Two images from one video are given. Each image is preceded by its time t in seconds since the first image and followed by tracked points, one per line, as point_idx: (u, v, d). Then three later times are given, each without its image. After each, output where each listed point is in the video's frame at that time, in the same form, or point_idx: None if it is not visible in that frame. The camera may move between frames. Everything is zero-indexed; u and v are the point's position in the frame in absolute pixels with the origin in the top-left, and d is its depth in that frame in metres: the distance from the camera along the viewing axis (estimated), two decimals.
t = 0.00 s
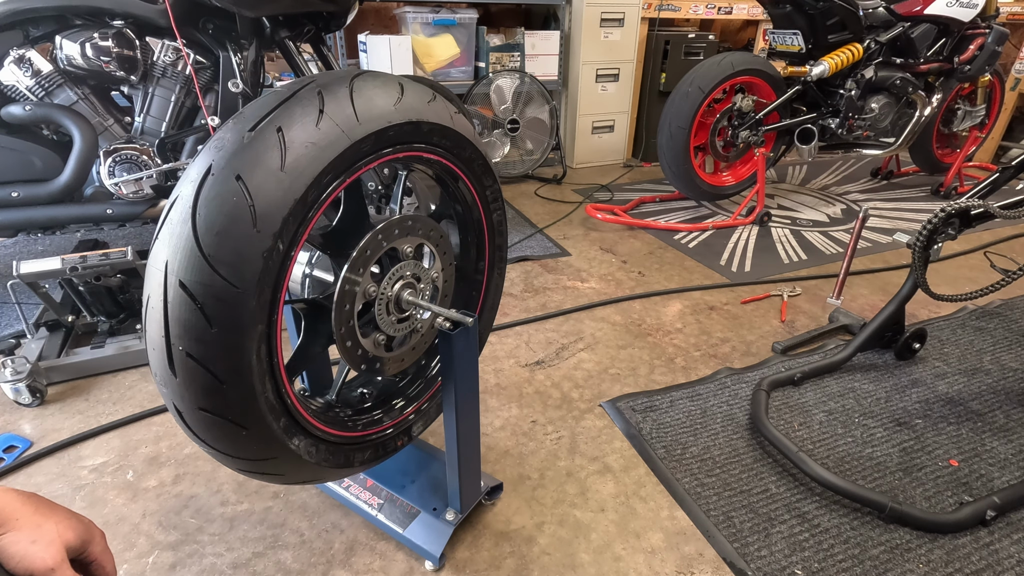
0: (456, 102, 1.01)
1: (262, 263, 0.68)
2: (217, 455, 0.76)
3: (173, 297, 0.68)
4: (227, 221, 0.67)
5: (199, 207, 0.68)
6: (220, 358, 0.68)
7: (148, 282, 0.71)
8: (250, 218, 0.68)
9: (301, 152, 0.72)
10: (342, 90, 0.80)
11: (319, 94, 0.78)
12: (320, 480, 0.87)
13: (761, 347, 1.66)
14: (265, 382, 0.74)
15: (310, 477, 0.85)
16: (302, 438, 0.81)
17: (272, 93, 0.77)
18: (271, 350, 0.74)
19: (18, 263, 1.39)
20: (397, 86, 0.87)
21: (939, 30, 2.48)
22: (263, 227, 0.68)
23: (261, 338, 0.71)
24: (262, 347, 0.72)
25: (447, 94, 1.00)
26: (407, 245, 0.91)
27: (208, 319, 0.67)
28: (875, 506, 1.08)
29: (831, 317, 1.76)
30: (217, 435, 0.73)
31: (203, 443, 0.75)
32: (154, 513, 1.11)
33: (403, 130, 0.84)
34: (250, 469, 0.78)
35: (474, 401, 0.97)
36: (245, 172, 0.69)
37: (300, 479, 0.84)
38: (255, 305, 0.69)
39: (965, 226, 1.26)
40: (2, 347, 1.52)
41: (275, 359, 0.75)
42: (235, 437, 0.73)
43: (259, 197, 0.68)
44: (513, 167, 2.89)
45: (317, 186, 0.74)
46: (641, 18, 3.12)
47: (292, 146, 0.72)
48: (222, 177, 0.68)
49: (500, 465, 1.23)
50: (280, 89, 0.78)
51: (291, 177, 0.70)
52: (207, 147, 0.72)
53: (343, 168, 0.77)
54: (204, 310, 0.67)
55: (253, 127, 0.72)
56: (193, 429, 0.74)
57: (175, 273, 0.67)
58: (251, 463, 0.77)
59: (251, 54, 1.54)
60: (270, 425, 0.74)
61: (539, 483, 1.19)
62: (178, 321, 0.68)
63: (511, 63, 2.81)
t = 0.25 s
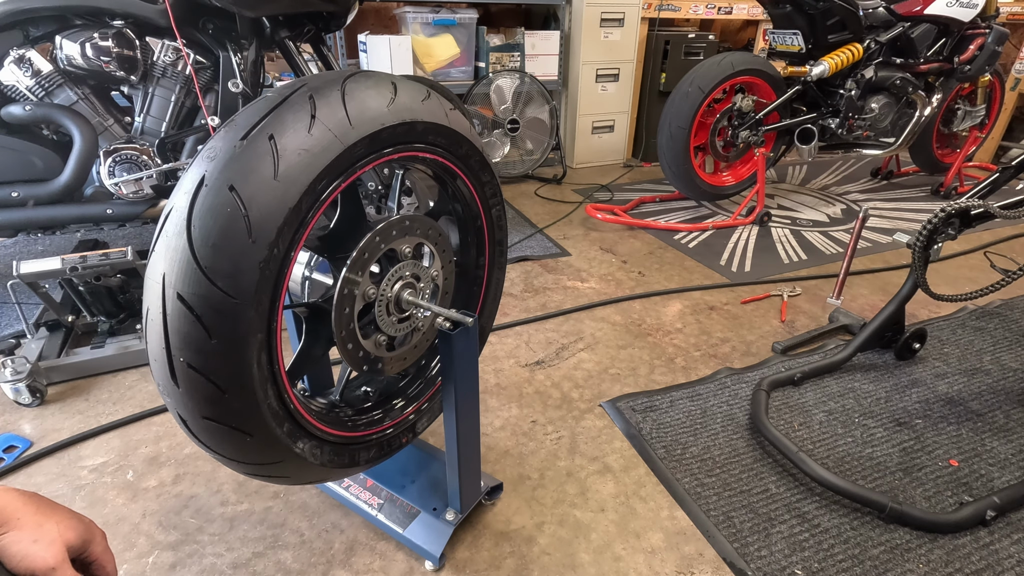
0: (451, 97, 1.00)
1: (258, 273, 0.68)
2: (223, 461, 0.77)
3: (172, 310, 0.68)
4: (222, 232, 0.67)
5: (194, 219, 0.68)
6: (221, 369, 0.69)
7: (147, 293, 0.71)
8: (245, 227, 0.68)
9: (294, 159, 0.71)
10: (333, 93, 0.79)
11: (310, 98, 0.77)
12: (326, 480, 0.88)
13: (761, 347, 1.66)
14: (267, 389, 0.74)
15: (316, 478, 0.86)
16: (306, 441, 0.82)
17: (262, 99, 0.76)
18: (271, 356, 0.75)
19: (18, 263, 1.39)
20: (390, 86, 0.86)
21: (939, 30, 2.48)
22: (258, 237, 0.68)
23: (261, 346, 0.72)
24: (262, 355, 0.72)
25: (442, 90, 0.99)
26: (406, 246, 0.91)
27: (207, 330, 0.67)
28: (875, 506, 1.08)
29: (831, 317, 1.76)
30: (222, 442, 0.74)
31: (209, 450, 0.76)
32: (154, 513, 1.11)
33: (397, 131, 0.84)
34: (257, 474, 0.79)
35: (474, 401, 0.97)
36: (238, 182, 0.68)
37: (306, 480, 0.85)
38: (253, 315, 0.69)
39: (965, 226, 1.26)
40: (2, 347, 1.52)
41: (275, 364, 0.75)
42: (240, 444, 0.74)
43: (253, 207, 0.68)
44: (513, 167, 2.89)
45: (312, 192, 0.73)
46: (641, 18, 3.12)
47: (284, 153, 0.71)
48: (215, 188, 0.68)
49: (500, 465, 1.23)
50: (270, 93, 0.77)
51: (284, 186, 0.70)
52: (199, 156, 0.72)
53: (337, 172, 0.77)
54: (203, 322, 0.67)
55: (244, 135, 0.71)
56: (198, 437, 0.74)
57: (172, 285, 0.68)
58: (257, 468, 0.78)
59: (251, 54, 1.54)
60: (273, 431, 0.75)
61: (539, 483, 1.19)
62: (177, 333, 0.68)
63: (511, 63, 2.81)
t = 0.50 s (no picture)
0: (446, 94, 0.99)
1: (255, 282, 0.68)
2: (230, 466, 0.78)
3: (171, 322, 0.68)
4: (217, 244, 0.67)
5: (189, 231, 0.68)
6: (222, 379, 0.69)
7: (146, 305, 0.71)
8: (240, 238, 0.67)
9: (287, 167, 0.71)
10: (324, 97, 0.78)
11: (301, 103, 0.76)
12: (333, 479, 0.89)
13: (761, 347, 1.66)
14: (269, 396, 0.74)
15: (322, 477, 0.87)
16: (311, 443, 0.82)
17: (251, 106, 0.75)
18: (272, 363, 0.75)
19: (18, 263, 1.39)
20: (382, 87, 0.85)
21: (939, 30, 2.48)
22: (253, 247, 0.68)
23: (261, 354, 0.72)
24: (262, 364, 0.72)
25: (435, 86, 0.98)
26: (405, 246, 0.91)
27: (207, 342, 0.68)
28: (875, 506, 1.08)
29: (831, 317, 1.76)
30: (227, 449, 0.74)
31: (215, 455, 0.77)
32: (154, 513, 1.11)
33: (391, 132, 0.83)
34: (263, 476, 0.80)
35: (474, 401, 0.97)
36: (231, 194, 0.68)
37: (312, 480, 0.86)
38: (252, 324, 0.69)
39: (965, 226, 1.26)
40: (2, 347, 1.52)
41: (276, 370, 0.76)
42: (246, 450, 0.75)
43: (248, 217, 0.68)
44: (513, 167, 2.89)
45: (308, 199, 0.73)
46: (641, 18, 3.12)
47: (276, 162, 0.70)
48: (209, 200, 0.68)
49: (500, 465, 1.23)
50: (260, 99, 0.76)
51: (278, 195, 0.69)
52: (192, 167, 0.71)
53: (332, 178, 0.76)
54: (202, 333, 0.68)
55: (236, 144, 0.71)
56: (204, 444, 0.75)
57: (170, 298, 0.68)
58: (263, 471, 0.79)
59: (251, 54, 1.54)
60: (277, 436, 0.76)
61: (539, 483, 1.19)
62: (178, 345, 0.68)
63: (511, 63, 2.81)
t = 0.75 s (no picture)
0: (440, 91, 0.97)
1: (253, 292, 0.68)
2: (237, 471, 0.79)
3: (170, 335, 0.68)
4: (213, 256, 0.67)
5: (184, 244, 0.68)
6: (224, 389, 0.70)
7: (145, 317, 0.71)
8: (236, 249, 0.67)
9: (279, 176, 0.70)
10: (315, 102, 0.77)
11: (291, 109, 0.75)
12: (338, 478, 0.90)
13: (761, 347, 1.66)
14: (272, 402, 0.75)
15: (327, 477, 0.88)
16: (316, 446, 0.83)
17: (241, 114, 0.74)
18: (274, 371, 0.75)
19: (18, 263, 1.39)
20: (375, 89, 0.84)
21: (939, 30, 2.48)
22: (248, 258, 0.68)
23: (262, 361, 0.72)
24: (262, 371, 0.73)
25: (430, 83, 0.97)
26: (403, 247, 0.90)
27: (208, 353, 0.68)
28: (875, 506, 1.08)
29: (831, 317, 1.76)
30: (233, 456, 0.75)
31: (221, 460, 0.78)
32: (154, 513, 1.11)
33: (385, 135, 0.82)
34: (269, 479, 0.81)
35: (474, 401, 0.97)
36: (224, 206, 0.68)
37: (317, 481, 0.87)
38: (251, 333, 0.70)
39: (964, 226, 1.26)
40: (2, 347, 1.52)
41: (278, 376, 0.76)
42: (251, 456, 0.76)
43: (242, 229, 0.67)
44: (513, 167, 2.89)
45: (303, 206, 0.73)
46: (641, 18, 3.12)
47: (269, 171, 0.70)
48: (202, 212, 0.67)
49: (499, 465, 1.23)
50: (250, 106, 0.75)
51: (272, 205, 0.69)
52: (184, 179, 0.71)
53: (326, 183, 0.75)
54: (203, 345, 0.68)
55: (227, 155, 0.70)
56: (210, 450, 0.76)
57: (169, 311, 0.68)
58: (269, 475, 0.80)
59: (251, 54, 1.54)
60: (281, 441, 0.77)
61: (539, 483, 1.19)
62: (179, 357, 0.69)
63: (511, 63, 2.81)
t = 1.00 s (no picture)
0: (435, 89, 0.96)
1: (251, 302, 0.68)
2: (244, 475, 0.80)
3: (171, 347, 0.69)
4: (210, 268, 0.67)
5: (181, 258, 0.68)
6: (227, 398, 0.70)
7: (146, 329, 0.72)
8: (232, 261, 0.67)
9: (273, 185, 0.70)
10: (306, 108, 0.76)
11: (283, 116, 0.74)
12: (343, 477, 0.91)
13: (761, 347, 1.66)
14: (275, 408, 0.76)
15: (332, 477, 0.88)
16: (321, 448, 0.84)
17: (232, 123, 0.74)
18: (276, 378, 0.76)
19: (18, 263, 1.39)
20: (367, 90, 0.83)
21: (939, 30, 2.48)
22: (245, 269, 0.68)
23: (263, 369, 0.73)
24: (264, 379, 0.73)
25: (428, 83, 0.97)
26: (401, 248, 0.90)
27: (209, 364, 0.69)
28: (875, 506, 1.08)
29: (831, 317, 1.76)
30: (239, 462, 0.76)
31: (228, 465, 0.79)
32: (154, 513, 1.11)
33: (379, 137, 0.81)
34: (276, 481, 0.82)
35: (474, 401, 0.97)
36: (219, 218, 0.67)
37: (323, 481, 0.88)
38: (251, 342, 0.70)
39: (965, 226, 1.26)
40: (2, 347, 1.52)
41: (280, 382, 0.77)
42: (257, 461, 0.76)
43: (237, 241, 0.67)
44: (513, 167, 2.89)
45: (299, 213, 0.72)
46: (641, 18, 3.12)
47: (262, 180, 0.69)
48: (197, 225, 0.67)
49: (499, 465, 1.23)
50: (241, 113, 0.75)
51: (266, 214, 0.69)
52: (178, 191, 0.71)
53: (320, 189, 0.74)
54: (203, 357, 0.68)
55: (219, 166, 0.70)
56: (217, 457, 0.77)
57: (169, 325, 0.68)
58: (275, 478, 0.81)
59: (251, 54, 1.54)
60: (286, 445, 0.77)
61: (539, 483, 1.19)
62: (180, 369, 0.69)
63: (511, 63, 2.81)
